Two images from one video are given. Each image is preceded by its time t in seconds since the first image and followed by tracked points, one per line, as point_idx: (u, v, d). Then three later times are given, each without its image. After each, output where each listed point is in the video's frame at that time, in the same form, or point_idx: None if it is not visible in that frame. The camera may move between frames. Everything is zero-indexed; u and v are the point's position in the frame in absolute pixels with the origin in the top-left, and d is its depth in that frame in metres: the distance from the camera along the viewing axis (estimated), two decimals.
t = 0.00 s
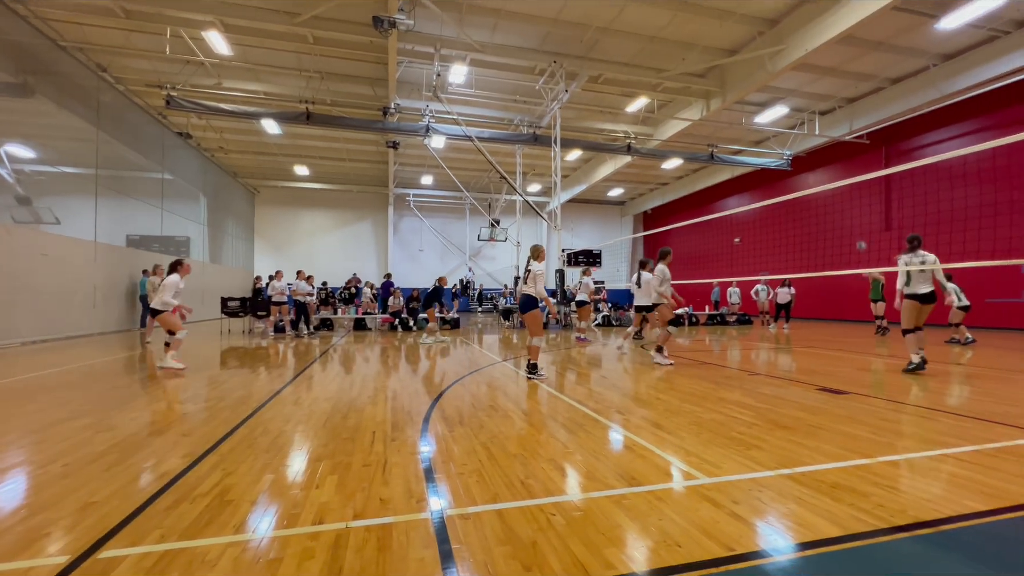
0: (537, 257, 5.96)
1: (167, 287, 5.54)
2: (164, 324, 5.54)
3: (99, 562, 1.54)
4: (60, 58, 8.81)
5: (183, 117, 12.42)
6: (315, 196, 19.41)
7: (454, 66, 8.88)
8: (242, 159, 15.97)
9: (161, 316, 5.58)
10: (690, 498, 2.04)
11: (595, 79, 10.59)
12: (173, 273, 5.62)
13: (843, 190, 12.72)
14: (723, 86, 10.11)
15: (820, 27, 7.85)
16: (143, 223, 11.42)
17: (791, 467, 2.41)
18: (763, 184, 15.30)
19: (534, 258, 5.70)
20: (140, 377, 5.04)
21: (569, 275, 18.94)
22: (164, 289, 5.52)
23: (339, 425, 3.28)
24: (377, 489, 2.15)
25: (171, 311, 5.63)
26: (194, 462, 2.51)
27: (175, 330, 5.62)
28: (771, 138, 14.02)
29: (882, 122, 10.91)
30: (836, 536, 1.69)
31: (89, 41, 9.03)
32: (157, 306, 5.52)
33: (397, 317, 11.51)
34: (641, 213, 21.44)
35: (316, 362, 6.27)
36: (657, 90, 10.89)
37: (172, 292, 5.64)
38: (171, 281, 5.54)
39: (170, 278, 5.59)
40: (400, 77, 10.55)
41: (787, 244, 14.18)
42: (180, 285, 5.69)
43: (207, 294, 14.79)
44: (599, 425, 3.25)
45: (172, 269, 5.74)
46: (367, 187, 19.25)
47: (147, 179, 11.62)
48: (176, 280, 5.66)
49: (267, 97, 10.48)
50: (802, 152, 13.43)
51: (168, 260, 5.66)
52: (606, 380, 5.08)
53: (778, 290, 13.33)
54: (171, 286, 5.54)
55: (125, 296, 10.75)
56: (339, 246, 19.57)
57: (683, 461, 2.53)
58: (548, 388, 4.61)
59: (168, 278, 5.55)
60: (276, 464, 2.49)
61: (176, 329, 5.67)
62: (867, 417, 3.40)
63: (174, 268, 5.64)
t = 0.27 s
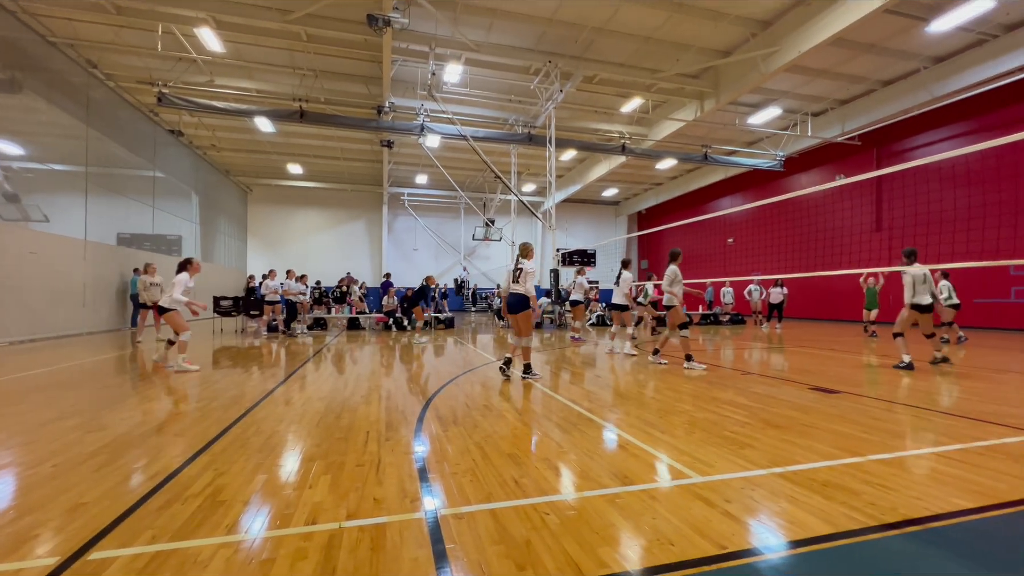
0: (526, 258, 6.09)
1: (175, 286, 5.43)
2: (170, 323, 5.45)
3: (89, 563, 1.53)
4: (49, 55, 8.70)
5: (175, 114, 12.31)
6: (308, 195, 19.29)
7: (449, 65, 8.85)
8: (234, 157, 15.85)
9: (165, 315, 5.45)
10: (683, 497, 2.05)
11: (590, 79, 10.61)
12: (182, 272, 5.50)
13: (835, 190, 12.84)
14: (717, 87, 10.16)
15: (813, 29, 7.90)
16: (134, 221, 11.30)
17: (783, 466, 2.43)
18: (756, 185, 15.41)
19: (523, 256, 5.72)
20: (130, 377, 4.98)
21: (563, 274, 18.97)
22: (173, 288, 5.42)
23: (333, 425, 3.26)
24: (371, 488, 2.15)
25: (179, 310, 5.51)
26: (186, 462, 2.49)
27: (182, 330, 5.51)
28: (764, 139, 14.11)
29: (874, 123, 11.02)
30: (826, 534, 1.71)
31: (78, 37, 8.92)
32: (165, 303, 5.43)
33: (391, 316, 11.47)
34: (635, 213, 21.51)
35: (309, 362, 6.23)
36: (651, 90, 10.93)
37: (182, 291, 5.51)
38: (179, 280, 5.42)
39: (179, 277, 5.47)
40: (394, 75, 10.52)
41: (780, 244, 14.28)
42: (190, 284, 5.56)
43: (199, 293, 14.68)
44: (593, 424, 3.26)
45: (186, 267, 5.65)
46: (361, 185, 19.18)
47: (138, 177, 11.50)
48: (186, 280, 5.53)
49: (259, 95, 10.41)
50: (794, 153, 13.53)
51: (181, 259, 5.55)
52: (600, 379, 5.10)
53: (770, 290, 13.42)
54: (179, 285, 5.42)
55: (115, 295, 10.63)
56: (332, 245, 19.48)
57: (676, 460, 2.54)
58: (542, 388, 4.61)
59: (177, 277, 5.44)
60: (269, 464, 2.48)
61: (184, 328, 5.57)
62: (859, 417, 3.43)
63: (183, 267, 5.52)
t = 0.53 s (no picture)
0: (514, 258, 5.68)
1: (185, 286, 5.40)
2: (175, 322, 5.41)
3: (84, 563, 1.52)
4: (45, 52, 8.66)
5: (172, 113, 12.27)
6: (306, 194, 19.24)
7: (448, 65, 8.84)
8: (232, 156, 15.80)
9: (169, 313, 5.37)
10: (679, 496, 2.06)
11: (588, 79, 10.63)
12: (193, 273, 5.47)
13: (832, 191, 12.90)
14: (715, 88, 10.18)
15: (810, 30, 7.93)
16: (131, 219, 11.25)
17: (779, 466, 2.44)
18: (754, 185, 15.46)
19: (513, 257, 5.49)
20: (126, 376, 4.96)
21: (561, 274, 18.98)
22: (183, 287, 5.39)
23: (330, 425, 3.26)
24: (368, 488, 2.15)
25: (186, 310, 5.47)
26: (182, 462, 2.48)
27: (185, 329, 5.46)
28: (761, 140, 14.14)
29: (870, 125, 11.07)
30: (822, 534, 1.72)
31: (75, 34, 8.88)
32: (173, 301, 5.41)
33: (388, 316, 11.45)
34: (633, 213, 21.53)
35: (306, 362, 6.22)
36: (649, 91, 10.94)
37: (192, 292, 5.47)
38: (190, 281, 5.39)
39: (190, 276, 5.44)
40: (392, 75, 10.51)
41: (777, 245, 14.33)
42: (200, 285, 5.53)
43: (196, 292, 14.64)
44: (590, 424, 3.26)
45: (197, 266, 5.62)
46: (359, 185, 19.15)
47: (134, 175, 11.45)
48: (197, 280, 5.50)
49: (257, 94, 10.37)
50: (791, 154, 13.57)
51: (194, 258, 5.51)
52: (598, 379, 5.10)
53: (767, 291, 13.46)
54: (190, 285, 5.41)
55: (112, 294, 10.59)
56: (330, 245, 19.44)
57: (673, 460, 2.54)
58: (540, 387, 4.62)
59: (189, 276, 5.41)
60: (266, 464, 2.47)
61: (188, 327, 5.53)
62: (855, 417, 3.45)
63: (195, 267, 5.49)
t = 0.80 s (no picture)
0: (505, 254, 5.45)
1: (189, 283, 5.43)
2: (179, 320, 5.37)
3: (83, 561, 1.52)
4: (44, 49, 8.63)
5: (171, 111, 12.25)
6: (305, 192, 19.23)
7: (447, 63, 8.83)
8: (231, 154, 15.76)
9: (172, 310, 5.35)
10: (678, 496, 2.06)
11: (588, 78, 10.62)
12: (197, 270, 5.48)
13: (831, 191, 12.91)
14: (715, 87, 10.18)
15: (811, 30, 7.92)
16: (130, 217, 11.23)
17: (778, 465, 2.44)
18: (753, 185, 15.47)
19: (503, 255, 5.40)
20: (125, 374, 4.96)
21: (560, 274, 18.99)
22: (186, 284, 5.41)
23: (329, 423, 3.26)
24: (367, 487, 2.14)
25: (190, 308, 5.43)
26: (181, 460, 2.48)
27: (188, 327, 5.41)
28: (761, 140, 14.13)
29: (870, 125, 11.08)
30: (821, 533, 1.72)
31: (73, 32, 8.86)
32: (177, 299, 5.40)
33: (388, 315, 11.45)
34: (633, 213, 21.52)
35: (305, 360, 6.22)
36: (649, 90, 10.93)
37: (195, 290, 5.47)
38: (192, 278, 5.41)
39: (194, 275, 5.48)
40: (392, 74, 10.50)
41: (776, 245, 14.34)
42: (204, 283, 5.55)
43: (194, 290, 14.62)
44: (590, 424, 3.26)
45: (202, 266, 5.66)
46: (358, 184, 19.14)
47: (133, 173, 11.43)
48: (200, 278, 5.51)
49: (256, 92, 10.36)
50: (791, 154, 13.59)
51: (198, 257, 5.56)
52: (598, 379, 5.10)
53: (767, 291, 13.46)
54: (192, 283, 5.42)
55: (111, 292, 10.57)
56: (329, 244, 19.43)
57: (673, 459, 2.54)
58: (539, 387, 4.61)
59: (191, 274, 5.44)
60: (264, 463, 2.47)
61: (193, 326, 5.47)
62: (854, 416, 3.45)
63: (198, 265, 5.51)
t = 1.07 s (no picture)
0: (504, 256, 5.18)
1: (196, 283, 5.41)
2: (179, 318, 5.40)
3: (84, 560, 1.52)
4: (46, 49, 8.65)
5: (173, 110, 12.27)
6: (307, 192, 19.25)
7: (449, 63, 8.83)
8: (233, 154, 15.78)
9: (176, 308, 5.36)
10: (679, 496, 2.06)
11: (590, 79, 10.62)
12: (205, 271, 5.45)
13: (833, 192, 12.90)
14: (717, 87, 10.17)
15: (813, 30, 7.90)
16: (131, 217, 11.24)
17: (780, 466, 2.43)
18: (755, 186, 15.45)
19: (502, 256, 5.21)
20: (127, 374, 4.96)
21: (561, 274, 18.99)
22: (195, 283, 5.39)
23: (330, 423, 3.26)
24: (368, 487, 2.14)
25: (191, 308, 5.45)
26: (182, 460, 2.48)
27: (186, 326, 5.43)
28: (762, 140, 14.12)
29: (872, 126, 11.06)
30: (822, 534, 1.71)
31: (76, 31, 8.87)
32: (183, 297, 5.42)
33: (389, 315, 11.45)
34: (634, 213, 21.51)
35: (306, 360, 6.22)
36: (651, 90, 10.92)
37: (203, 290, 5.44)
38: (201, 279, 5.37)
39: (204, 274, 5.44)
40: (394, 74, 10.50)
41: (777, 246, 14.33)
42: (212, 284, 5.51)
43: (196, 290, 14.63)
44: (591, 424, 3.25)
45: (213, 265, 5.64)
46: (359, 183, 19.16)
47: (135, 173, 11.45)
48: (208, 279, 5.48)
49: (258, 92, 10.37)
50: (792, 154, 13.57)
51: (209, 258, 5.51)
52: (599, 379, 5.10)
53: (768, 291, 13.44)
54: (201, 283, 5.39)
55: (113, 291, 10.59)
56: (330, 243, 19.45)
57: (674, 460, 2.54)
58: (540, 387, 4.62)
59: (201, 274, 5.42)
60: (266, 462, 2.47)
61: (192, 324, 5.51)
62: (856, 418, 3.45)
63: (207, 266, 5.48)
